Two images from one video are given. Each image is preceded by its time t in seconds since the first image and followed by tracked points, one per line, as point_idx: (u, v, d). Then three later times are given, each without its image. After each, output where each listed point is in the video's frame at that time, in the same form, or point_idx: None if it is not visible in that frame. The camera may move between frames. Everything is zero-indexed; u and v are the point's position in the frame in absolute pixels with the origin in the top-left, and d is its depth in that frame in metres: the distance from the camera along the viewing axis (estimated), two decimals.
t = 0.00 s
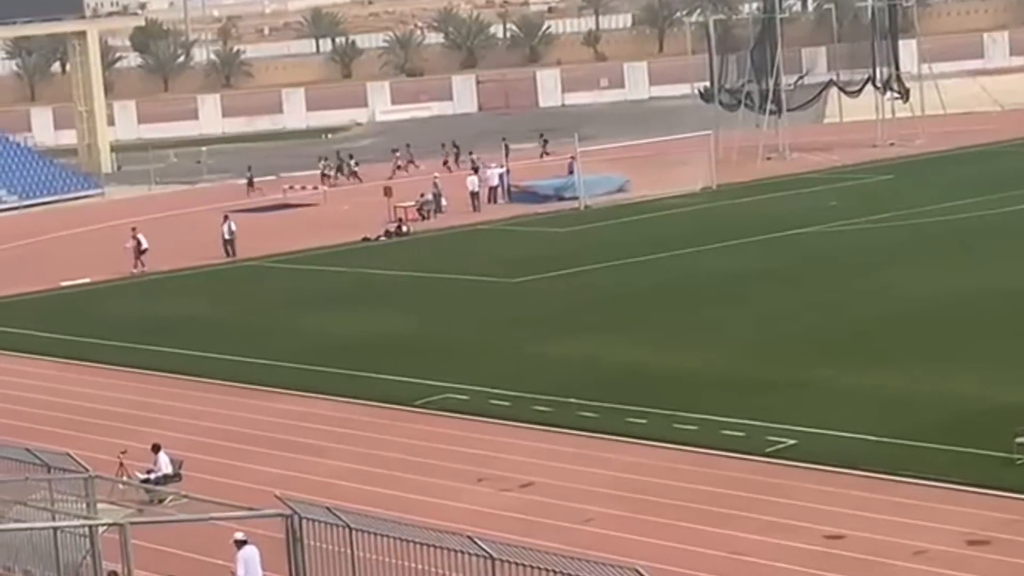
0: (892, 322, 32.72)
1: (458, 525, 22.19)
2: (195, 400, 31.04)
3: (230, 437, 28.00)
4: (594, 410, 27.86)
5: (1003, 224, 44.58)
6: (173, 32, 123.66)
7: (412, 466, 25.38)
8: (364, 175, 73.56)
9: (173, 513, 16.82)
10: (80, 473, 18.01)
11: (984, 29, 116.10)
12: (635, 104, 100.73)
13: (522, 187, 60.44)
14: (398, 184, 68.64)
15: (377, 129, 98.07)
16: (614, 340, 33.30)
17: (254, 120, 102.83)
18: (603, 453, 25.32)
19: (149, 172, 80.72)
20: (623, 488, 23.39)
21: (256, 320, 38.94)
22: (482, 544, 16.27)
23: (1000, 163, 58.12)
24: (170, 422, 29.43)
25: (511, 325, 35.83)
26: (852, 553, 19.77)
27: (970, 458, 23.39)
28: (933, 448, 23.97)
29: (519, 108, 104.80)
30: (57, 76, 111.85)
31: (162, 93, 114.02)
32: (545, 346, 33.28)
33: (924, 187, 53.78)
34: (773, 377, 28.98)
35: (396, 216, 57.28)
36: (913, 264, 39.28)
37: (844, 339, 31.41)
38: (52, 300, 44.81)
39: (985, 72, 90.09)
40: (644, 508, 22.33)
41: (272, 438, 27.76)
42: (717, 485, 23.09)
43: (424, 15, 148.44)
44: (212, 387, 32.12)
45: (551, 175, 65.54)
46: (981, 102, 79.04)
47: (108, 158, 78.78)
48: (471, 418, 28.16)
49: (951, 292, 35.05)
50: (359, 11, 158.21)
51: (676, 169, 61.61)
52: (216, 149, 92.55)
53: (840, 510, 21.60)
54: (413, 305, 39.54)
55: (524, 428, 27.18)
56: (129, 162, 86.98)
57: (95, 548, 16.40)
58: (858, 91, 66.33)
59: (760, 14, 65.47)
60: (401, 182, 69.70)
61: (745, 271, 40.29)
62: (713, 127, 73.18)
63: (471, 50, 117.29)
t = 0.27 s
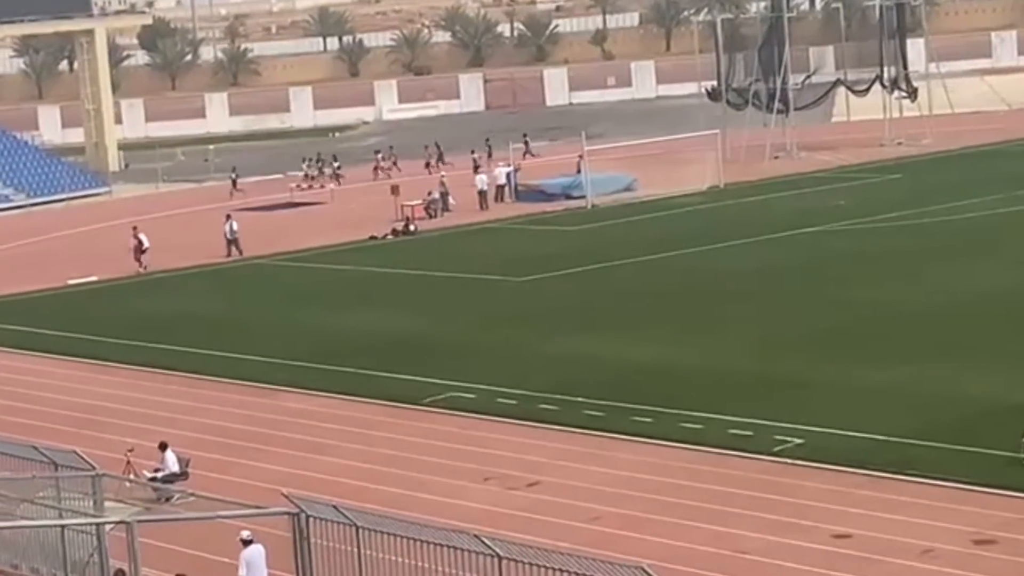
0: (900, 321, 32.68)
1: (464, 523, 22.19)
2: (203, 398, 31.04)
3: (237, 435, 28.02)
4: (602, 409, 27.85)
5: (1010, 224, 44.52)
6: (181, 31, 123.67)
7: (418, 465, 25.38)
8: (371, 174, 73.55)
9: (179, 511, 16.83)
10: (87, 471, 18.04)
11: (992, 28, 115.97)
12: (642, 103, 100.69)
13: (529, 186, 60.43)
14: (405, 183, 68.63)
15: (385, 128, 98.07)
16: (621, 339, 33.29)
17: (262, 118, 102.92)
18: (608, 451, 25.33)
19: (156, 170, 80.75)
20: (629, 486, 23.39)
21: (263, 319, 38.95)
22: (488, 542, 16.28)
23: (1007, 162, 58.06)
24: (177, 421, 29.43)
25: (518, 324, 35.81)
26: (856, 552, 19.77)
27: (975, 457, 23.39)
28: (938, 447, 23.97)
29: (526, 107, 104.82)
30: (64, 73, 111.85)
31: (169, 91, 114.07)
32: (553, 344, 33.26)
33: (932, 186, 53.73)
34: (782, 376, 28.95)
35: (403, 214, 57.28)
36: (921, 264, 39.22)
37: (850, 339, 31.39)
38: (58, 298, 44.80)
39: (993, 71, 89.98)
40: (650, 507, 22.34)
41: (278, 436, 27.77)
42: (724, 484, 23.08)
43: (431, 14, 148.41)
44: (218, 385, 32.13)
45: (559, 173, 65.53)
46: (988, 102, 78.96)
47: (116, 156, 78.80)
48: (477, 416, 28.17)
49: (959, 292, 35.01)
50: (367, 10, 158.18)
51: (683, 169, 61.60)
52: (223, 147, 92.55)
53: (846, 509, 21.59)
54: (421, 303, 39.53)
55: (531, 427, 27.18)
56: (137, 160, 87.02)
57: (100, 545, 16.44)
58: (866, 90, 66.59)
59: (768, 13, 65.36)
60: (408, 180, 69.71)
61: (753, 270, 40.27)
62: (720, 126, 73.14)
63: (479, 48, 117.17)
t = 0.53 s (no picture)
0: (907, 321, 32.67)
1: (471, 522, 22.21)
2: (210, 397, 31.06)
3: (244, 434, 28.02)
4: (608, 409, 27.85)
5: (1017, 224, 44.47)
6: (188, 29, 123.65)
7: (424, 464, 25.39)
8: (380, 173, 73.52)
9: (185, 509, 16.86)
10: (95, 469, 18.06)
11: (1001, 27, 115.81)
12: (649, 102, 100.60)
13: (536, 185, 60.42)
14: (413, 182, 68.61)
15: (392, 126, 98.06)
16: (628, 338, 33.28)
17: (269, 117, 102.94)
18: (616, 451, 25.32)
19: (164, 169, 80.75)
20: (636, 486, 23.38)
21: (270, 318, 38.95)
22: (494, 540, 16.29)
23: (1014, 163, 57.97)
24: (184, 419, 29.45)
25: (525, 323, 35.81)
26: (864, 552, 19.75)
27: (981, 457, 23.37)
28: (945, 447, 23.94)
29: (533, 106, 104.80)
30: (72, 72, 111.88)
31: (177, 89, 114.10)
32: (559, 344, 33.26)
33: (939, 186, 53.67)
34: (789, 375, 28.93)
35: (410, 214, 57.27)
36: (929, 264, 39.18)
37: (857, 339, 31.37)
38: (65, 296, 44.84)
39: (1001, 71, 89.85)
40: (657, 506, 22.32)
41: (285, 435, 27.77)
42: (730, 483, 23.08)
43: (439, 13, 148.32)
44: (225, 383, 32.14)
45: (566, 173, 65.52)
46: (996, 101, 78.85)
47: (124, 154, 78.79)
48: (484, 415, 28.17)
49: (966, 292, 34.97)
50: (376, 8, 158.13)
51: (691, 169, 61.54)
52: (231, 146, 92.56)
53: (852, 509, 21.58)
54: (428, 302, 39.53)
55: (537, 426, 27.18)
56: (144, 159, 87.05)
57: (107, 544, 16.47)
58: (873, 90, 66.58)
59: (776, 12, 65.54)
60: (416, 179, 69.70)
61: (761, 270, 40.24)
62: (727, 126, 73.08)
63: (486, 48, 116.82)
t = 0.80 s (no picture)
0: (915, 320, 32.69)
1: (477, 521, 22.22)
2: (217, 395, 31.08)
3: (251, 433, 28.06)
4: (615, 408, 27.85)
5: None
6: (196, 28, 123.71)
7: (431, 463, 25.41)
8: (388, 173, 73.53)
9: (193, 508, 16.87)
10: (101, 467, 18.09)
11: (1011, 28, 115.70)
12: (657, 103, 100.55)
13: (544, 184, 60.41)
14: (420, 181, 68.64)
15: (400, 126, 98.07)
16: (636, 338, 33.28)
17: (277, 116, 102.95)
18: (623, 451, 25.32)
19: (172, 168, 80.76)
20: (644, 486, 23.38)
21: (277, 317, 38.93)
22: (500, 540, 16.31)
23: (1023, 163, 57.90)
24: (191, 417, 29.49)
25: (532, 323, 35.79)
26: (869, 552, 19.76)
27: (988, 458, 23.37)
28: (951, 448, 23.94)
29: (541, 106, 104.80)
30: (80, 70, 111.91)
31: (185, 88, 114.16)
32: (567, 343, 33.28)
33: (947, 187, 53.62)
34: (796, 375, 28.95)
35: (418, 213, 57.29)
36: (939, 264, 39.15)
37: (866, 339, 31.36)
38: (73, 295, 44.88)
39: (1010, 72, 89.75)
40: (664, 506, 22.34)
41: (290, 433, 27.81)
42: (736, 483, 23.09)
43: (447, 12, 148.30)
44: (232, 382, 32.15)
45: (574, 172, 65.51)
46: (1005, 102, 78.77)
47: (132, 153, 78.81)
48: (492, 415, 28.18)
49: (974, 292, 34.97)
50: (384, 8, 158.15)
51: (700, 168, 61.50)
52: (238, 145, 92.58)
53: (859, 510, 21.58)
54: (436, 302, 39.55)
55: (544, 426, 27.20)
56: (152, 158, 87.15)
57: (114, 542, 16.50)
58: (881, 90, 66.09)
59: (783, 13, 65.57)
60: (423, 179, 69.72)
61: (769, 270, 40.26)
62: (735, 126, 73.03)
63: (494, 47, 116.85)
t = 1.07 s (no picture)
0: (926, 321, 32.67)
1: (485, 521, 22.21)
2: (225, 395, 31.08)
3: (258, 432, 28.07)
4: (623, 409, 27.81)
5: None
6: (205, 28, 123.78)
7: (438, 463, 25.41)
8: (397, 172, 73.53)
9: (200, 507, 16.85)
10: (109, 466, 18.10)
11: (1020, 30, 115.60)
12: (666, 103, 100.51)
13: (553, 184, 60.40)
14: (429, 181, 68.63)
15: (409, 126, 98.06)
16: (647, 338, 33.24)
17: (286, 115, 103.02)
18: (631, 451, 25.30)
19: (181, 167, 80.78)
20: (652, 486, 23.35)
21: (287, 316, 38.92)
22: (507, 539, 16.30)
23: None
24: (199, 416, 29.50)
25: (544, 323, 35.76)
26: (877, 554, 19.73)
27: (996, 459, 23.35)
28: (959, 450, 23.91)
29: (550, 106, 104.81)
30: (90, 69, 112.01)
31: (195, 87, 114.27)
32: (577, 343, 33.26)
33: (956, 188, 53.56)
34: (807, 375, 28.93)
35: (426, 212, 57.30)
36: (951, 265, 39.09)
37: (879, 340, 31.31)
38: (81, 293, 44.88)
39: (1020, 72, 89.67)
40: (671, 506, 22.31)
41: (298, 433, 27.80)
42: (743, 484, 23.07)
43: (455, 12, 148.28)
44: (240, 381, 32.16)
45: (583, 173, 65.51)
46: (1014, 102, 78.71)
47: (140, 152, 78.80)
48: (500, 414, 28.16)
49: (986, 294, 34.91)
50: (393, 8, 158.12)
51: (709, 168, 61.49)
52: (247, 144, 92.60)
53: (868, 511, 21.55)
54: (446, 301, 39.53)
55: (552, 426, 27.18)
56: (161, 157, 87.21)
57: (122, 541, 16.48)
58: (889, 92, 66.49)
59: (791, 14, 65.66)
60: (432, 178, 69.74)
61: (779, 270, 40.23)
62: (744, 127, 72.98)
63: (503, 47, 117.03)
